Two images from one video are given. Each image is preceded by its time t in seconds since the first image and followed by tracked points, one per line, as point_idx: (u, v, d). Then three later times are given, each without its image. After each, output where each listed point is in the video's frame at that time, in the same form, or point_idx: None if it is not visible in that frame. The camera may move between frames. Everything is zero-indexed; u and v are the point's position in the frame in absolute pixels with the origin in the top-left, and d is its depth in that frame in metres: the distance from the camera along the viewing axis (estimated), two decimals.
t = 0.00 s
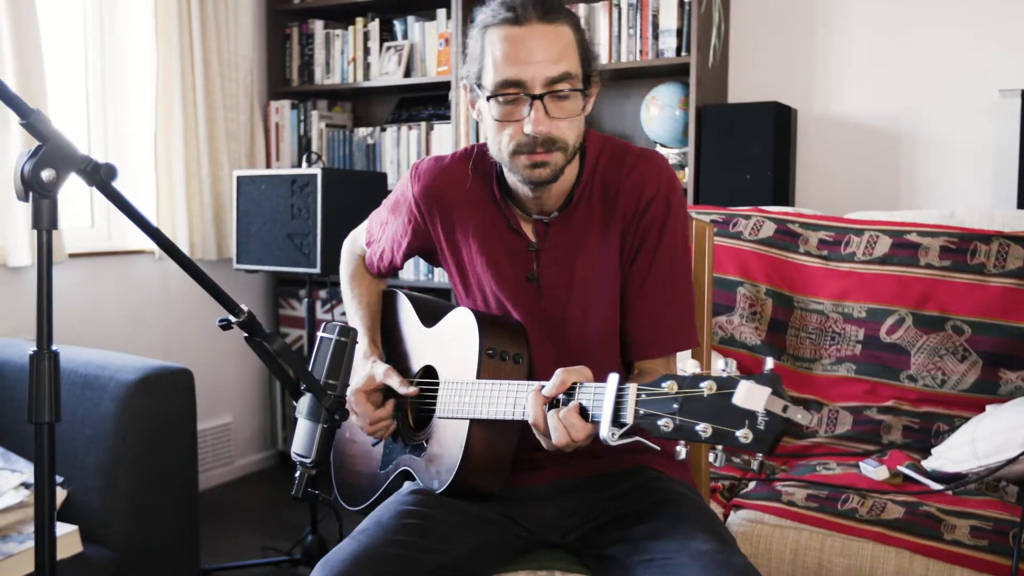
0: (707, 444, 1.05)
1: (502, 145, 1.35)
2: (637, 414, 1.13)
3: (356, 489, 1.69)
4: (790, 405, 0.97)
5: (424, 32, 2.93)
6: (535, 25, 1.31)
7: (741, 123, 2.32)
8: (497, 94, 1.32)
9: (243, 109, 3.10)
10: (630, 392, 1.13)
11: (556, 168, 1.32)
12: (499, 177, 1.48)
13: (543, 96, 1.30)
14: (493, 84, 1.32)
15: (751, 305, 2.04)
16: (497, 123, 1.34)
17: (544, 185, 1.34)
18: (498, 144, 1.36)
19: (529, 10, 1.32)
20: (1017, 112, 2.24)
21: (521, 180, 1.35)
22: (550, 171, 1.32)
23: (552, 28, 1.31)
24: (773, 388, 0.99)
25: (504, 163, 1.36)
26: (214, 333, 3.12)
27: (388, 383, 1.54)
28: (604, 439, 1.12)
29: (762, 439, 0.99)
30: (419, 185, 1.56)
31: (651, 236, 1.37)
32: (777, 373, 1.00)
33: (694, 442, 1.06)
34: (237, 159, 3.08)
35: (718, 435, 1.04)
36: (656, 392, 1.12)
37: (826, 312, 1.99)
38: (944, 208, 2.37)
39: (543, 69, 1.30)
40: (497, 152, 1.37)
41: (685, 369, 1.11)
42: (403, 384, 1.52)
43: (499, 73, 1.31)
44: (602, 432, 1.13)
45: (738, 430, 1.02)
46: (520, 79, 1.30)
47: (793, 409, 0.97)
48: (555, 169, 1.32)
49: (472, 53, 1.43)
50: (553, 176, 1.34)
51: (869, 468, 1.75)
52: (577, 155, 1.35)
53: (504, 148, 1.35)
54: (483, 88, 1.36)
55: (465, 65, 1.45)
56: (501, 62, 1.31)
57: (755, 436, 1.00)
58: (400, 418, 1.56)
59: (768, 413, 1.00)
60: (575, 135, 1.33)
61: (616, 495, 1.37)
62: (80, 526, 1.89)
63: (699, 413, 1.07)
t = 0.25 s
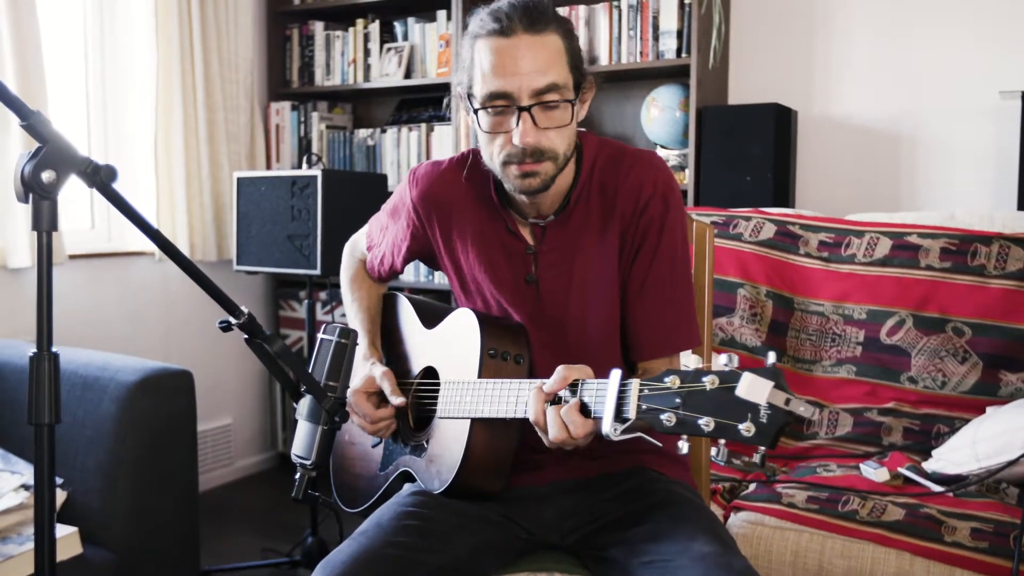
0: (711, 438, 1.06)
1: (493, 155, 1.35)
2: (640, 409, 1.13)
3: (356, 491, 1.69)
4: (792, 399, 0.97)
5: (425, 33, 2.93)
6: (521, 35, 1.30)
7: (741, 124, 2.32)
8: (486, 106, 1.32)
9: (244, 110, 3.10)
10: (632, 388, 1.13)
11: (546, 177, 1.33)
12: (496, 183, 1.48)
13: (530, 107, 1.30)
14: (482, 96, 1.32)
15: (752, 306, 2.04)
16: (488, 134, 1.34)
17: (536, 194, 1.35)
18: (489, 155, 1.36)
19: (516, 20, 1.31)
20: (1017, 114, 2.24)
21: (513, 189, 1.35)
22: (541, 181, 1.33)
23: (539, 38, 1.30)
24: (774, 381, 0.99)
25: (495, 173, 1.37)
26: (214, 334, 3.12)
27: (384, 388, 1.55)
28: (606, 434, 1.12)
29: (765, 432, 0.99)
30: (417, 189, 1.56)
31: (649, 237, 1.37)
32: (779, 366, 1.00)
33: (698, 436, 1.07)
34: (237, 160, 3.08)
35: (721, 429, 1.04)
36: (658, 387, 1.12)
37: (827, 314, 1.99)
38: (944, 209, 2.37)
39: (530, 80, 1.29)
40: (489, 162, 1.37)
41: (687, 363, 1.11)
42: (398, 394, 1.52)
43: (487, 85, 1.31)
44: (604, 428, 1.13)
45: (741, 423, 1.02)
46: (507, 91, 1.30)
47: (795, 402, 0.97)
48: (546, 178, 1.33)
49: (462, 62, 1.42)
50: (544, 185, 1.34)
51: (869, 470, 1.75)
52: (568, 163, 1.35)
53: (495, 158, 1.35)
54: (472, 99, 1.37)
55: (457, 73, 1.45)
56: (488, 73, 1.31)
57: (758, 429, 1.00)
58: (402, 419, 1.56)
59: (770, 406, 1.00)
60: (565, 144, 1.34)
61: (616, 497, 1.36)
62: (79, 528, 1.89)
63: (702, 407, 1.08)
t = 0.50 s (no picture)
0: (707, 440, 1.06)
1: (494, 158, 1.35)
2: (636, 411, 1.12)
3: (357, 492, 1.68)
4: (788, 401, 0.97)
5: (425, 35, 2.93)
6: (520, 37, 1.31)
7: (741, 126, 2.32)
8: (486, 108, 1.32)
9: (244, 112, 3.10)
10: (627, 390, 1.13)
11: (547, 179, 1.32)
12: (496, 184, 1.48)
13: (531, 108, 1.30)
14: (482, 98, 1.32)
15: (752, 308, 2.03)
16: (488, 136, 1.34)
17: (537, 197, 1.34)
18: (489, 157, 1.36)
19: (514, 22, 1.32)
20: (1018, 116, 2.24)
21: (514, 192, 1.35)
22: (542, 183, 1.32)
23: (538, 39, 1.31)
24: (770, 382, 0.98)
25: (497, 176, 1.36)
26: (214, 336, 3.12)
27: (391, 383, 1.54)
28: (602, 437, 1.12)
29: (761, 434, 1.00)
30: (416, 192, 1.56)
31: (651, 239, 1.37)
32: (775, 368, 0.99)
33: (693, 438, 1.06)
34: (238, 162, 3.08)
35: (717, 431, 1.04)
36: (654, 389, 1.12)
37: (827, 316, 1.99)
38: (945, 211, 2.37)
39: (530, 81, 1.30)
40: (489, 165, 1.37)
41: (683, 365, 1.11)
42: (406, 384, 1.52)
43: (487, 87, 1.31)
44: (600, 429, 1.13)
45: (737, 425, 1.02)
46: (507, 93, 1.30)
47: (790, 404, 0.97)
48: (547, 181, 1.33)
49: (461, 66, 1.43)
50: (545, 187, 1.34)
51: (871, 472, 1.75)
52: (568, 165, 1.35)
53: (495, 161, 1.35)
54: (472, 102, 1.37)
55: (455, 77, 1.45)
56: (488, 75, 1.31)
57: (754, 431, 1.01)
58: (401, 420, 1.56)
59: (767, 408, 1.00)
60: (565, 145, 1.34)
61: (616, 499, 1.36)
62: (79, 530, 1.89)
63: (698, 409, 1.07)
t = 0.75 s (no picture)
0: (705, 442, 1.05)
1: (519, 141, 1.34)
2: (634, 412, 1.13)
3: (356, 495, 1.68)
4: (786, 401, 0.96)
5: (426, 38, 2.93)
6: (551, 21, 1.32)
7: (741, 129, 2.32)
8: (515, 89, 1.32)
9: (244, 114, 3.10)
10: (626, 392, 1.14)
11: (573, 164, 1.32)
12: (499, 182, 1.48)
13: (563, 90, 1.30)
14: (512, 79, 1.32)
15: (753, 311, 2.04)
16: (516, 119, 1.33)
17: (560, 182, 1.33)
18: (513, 142, 1.34)
19: (545, 8, 1.33)
20: (1018, 118, 2.24)
21: (536, 178, 1.34)
22: (568, 168, 1.31)
23: (567, 25, 1.32)
24: (768, 384, 0.98)
25: (519, 161, 1.35)
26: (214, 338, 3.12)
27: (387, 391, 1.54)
28: (601, 438, 1.13)
29: (759, 435, 0.99)
30: (418, 192, 1.56)
31: (653, 240, 1.38)
32: (773, 369, 0.99)
33: (693, 439, 1.06)
34: (238, 164, 3.08)
35: (716, 432, 1.04)
36: (652, 390, 1.12)
37: (827, 318, 1.99)
38: (944, 213, 2.37)
39: (561, 63, 1.30)
40: (512, 150, 1.35)
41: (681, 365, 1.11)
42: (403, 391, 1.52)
43: (518, 68, 1.31)
44: (599, 431, 1.13)
45: (735, 426, 1.02)
46: (539, 74, 1.30)
47: (790, 404, 0.96)
48: (572, 166, 1.32)
49: (481, 56, 1.43)
50: (570, 173, 1.33)
51: (871, 475, 1.75)
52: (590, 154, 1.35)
53: (521, 144, 1.33)
54: (498, 85, 1.36)
55: (474, 68, 1.45)
56: (518, 57, 1.31)
57: (752, 432, 1.00)
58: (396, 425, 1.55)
59: (765, 409, 0.99)
60: (590, 132, 1.33)
61: (616, 502, 1.36)
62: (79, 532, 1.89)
63: (696, 410, 1.07)
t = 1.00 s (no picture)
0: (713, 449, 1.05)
1: (517, 146, 1.34)
2: (641, 419, 1.13)
3: (356, 499, 1.68)
4: (795, 409, 0.96)
5: (426, 41, 2.93)
6: (553, 26, 1.32)
7: (741, 132, 2.32)
8: (514, 93, 1.32)
9: (245, 117, 3.11)
10: (633, 398, 1.14)
11: (570, 169, 1.32)
12: (502, 185, 1.48)
13: (561, 95, 1.30)
14: (511, 83, 1.32)
15: (753, 314, 2.04)
16: (514, 122, 1.34)
17: (556, 187, 1.33)
18: (511, 145, 1.35)
19: (548, 12, 1.33)
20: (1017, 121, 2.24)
21: (533, 182, 1.34)
22: (565, 172, 1.32)
23: (569, 30, 1.32)
24: (777, 391, 0.98)
25: (517, 165, 1.35)
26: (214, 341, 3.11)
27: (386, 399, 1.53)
28: (607, 444, 1.12)
29: (767, 443, 0.99)
30: (421, 193, 1.56)
31: (655, 245, 1.38)
32: (782, 376, 0.99)
33: (700, 446, 1.06)
34: (238, 167, 3.08)
35: (723, 440, 1.04)
36: (659, 397, 1.12)
37: (827, 321, 1.99)
38: (944, 217, 2.37)
39: (562, 68, 1.30)
40: (511, 154, 1.36)
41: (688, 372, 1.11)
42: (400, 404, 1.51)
43: (518, 72, 1.31)
44: (605, 437, 1.13)
45: (744, 434, 1.02)
46: (538, 78, 1.30)
47: (797, 412, 0.96)
48: (569, 172, 1.32)
49: (484, 57, 1.43)
50: (567, 177, 1.33)
51: (872, 478, 1.75)
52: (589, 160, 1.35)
53: (518, 148, 1.34)
54: (498, 88, 1.37)
55: (477, 68, 1.46)
56: (519, 61, 1.32)
57: (760, 439, 1.00)
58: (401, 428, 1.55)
59: (773, 416, 0.99)
60: (589, 138, 1.33)
61: (617, 505, 1.36)
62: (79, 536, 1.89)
63: (704, 417, 1.07)
